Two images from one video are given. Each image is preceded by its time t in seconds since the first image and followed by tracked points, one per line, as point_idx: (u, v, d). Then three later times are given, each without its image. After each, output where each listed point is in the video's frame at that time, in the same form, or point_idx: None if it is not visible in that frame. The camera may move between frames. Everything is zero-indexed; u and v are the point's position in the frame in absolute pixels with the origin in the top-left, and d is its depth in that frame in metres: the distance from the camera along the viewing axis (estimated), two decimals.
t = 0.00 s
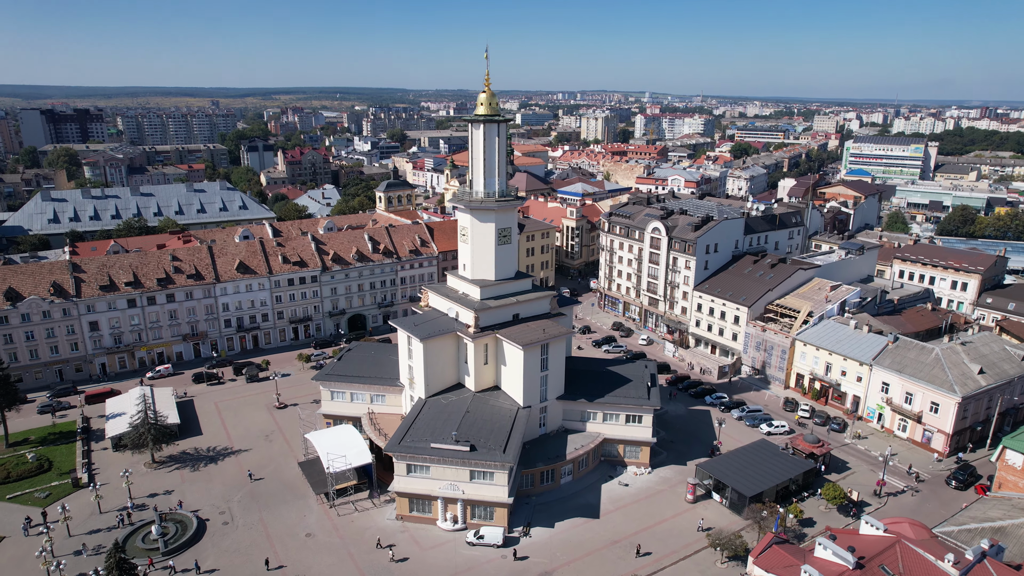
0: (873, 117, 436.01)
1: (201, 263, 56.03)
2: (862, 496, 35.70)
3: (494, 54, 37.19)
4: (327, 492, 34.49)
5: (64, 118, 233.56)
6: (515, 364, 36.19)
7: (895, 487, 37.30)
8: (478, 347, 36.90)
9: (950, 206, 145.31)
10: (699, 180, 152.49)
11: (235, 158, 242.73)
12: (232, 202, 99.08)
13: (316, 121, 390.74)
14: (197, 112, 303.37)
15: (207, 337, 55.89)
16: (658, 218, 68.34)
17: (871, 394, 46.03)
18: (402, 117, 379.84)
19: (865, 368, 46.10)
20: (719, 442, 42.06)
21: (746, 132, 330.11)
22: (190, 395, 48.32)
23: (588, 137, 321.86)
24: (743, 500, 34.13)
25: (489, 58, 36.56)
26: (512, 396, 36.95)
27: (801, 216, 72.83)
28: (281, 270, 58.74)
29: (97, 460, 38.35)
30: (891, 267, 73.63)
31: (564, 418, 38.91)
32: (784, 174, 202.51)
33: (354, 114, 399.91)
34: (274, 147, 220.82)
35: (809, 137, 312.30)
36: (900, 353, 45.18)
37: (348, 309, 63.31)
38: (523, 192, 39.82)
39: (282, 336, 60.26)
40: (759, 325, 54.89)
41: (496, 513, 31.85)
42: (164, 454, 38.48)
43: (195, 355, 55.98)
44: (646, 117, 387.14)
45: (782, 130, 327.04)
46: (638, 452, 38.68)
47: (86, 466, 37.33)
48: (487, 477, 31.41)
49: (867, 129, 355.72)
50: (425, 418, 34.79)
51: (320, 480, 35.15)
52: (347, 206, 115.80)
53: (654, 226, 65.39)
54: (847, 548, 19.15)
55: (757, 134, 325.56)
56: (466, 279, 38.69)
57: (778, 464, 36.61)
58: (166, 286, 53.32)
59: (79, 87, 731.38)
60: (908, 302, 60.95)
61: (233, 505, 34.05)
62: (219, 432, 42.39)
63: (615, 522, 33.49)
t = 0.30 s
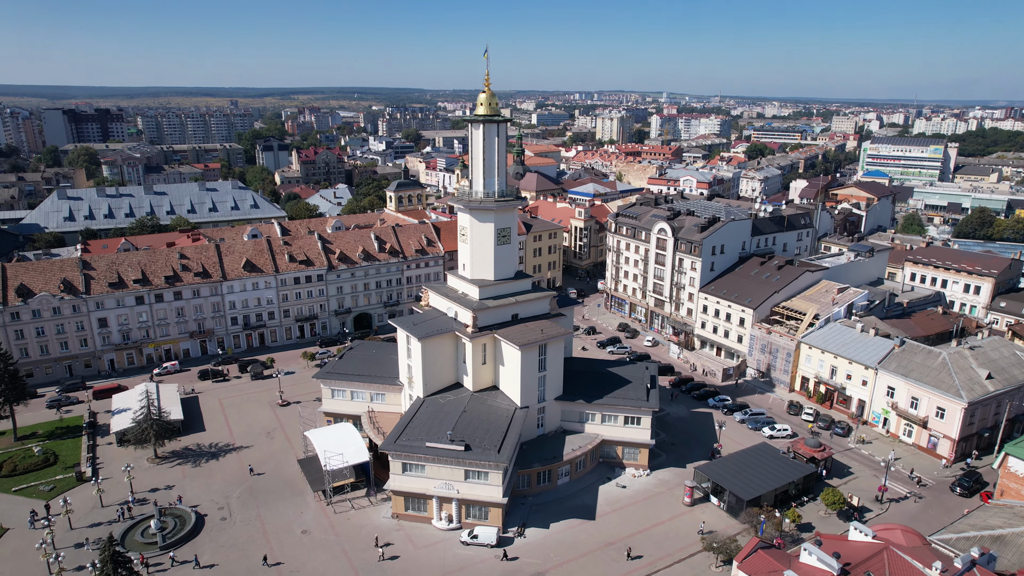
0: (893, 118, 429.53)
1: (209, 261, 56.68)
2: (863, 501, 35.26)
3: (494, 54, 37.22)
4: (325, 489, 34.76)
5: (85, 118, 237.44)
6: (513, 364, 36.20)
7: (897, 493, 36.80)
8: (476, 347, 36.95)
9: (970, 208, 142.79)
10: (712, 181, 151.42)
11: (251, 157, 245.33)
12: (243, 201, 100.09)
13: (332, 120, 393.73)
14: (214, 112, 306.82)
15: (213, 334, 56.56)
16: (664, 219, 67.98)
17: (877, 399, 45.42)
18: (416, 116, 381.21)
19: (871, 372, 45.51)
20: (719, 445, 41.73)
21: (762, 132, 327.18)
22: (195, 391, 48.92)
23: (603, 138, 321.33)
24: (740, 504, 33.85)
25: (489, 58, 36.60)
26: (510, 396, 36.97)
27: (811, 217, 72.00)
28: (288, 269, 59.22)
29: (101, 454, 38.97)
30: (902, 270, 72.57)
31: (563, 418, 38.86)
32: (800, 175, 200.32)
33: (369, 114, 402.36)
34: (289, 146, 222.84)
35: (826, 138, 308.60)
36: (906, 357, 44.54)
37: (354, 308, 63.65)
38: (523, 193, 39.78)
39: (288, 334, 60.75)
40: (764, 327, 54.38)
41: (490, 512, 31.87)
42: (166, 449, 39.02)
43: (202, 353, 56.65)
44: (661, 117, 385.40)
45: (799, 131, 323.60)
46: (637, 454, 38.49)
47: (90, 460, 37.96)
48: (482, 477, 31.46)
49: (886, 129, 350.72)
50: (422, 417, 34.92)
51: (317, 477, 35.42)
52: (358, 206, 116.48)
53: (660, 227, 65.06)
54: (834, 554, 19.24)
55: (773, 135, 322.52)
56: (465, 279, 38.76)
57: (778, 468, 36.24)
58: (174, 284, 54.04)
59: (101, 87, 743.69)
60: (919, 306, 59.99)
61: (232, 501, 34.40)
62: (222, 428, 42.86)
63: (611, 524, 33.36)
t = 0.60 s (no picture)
0: (913, 119, 423.05)
1: (216, 260, 57.33)
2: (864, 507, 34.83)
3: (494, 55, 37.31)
4: (322, 487, 35.05)
5: (106, 117, 240.97)
6: (510, 364, 36.23)
7: (899, 499, 36.30)
8: (474, 347, 37.03)
9: (989, 210, 140.16)
10: (724, 182, 150.11)
11: (267, 157, 247.57)
12: (255, 200, 101.03)
13: (348, 120, 396.34)
14: (231, 112, 309.99)
15: (220, 331, 57.19)
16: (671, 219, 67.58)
17: (882, 403, 44.83)
18: (430, 116, 382.30)
19: (876, 376, 44.93)
20: (720, 448, 41.41)
21: (778, 133, 323.92)
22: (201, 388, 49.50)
23: (618, 138, 320.29)
24: (737, 508, 33.58)
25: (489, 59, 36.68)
26: (508, 395, 37.02)
27: (820, 219, 71.23)
28: (294, 268, 59.71)
29: (106, 449, 39.56)
30: (914, 273, 71.47)
31: (561, 419, 38.81)
32: (815, 176, 198.12)
33: (385, 114, 404.28)
34: (303, 146, 224.59)
35: (843, 138, 304.77)
36: (912, 361, 43.92)
37: (360, 307, 63.99)
38: (523, 193, 39.78)
39: (294, 332, 61.25)
40: (769, 330, 53.85)
41: (485, 512, 31.91)
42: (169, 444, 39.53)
43: (208, 350, 57.30)
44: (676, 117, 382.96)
45: (817, 131, 320.08)
46: (635, 456, 38.32)
47: (95, 455, 38.55)
48: (477, 477, 31.53)
49: (906, 130, 345.45)
50: (420, 416, 35.07)
51: (315, 475, 35.72)
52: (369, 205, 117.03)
53: (666, 228, 64.70)
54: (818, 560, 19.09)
55: (790, 136, 319.25)
56: (464, 279, 38.85)
57: (777, 472, 35.89)
58: (181, 282, 54.74)
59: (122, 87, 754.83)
60: (929, 309, 59.03)
61: (231, 498, 34.76)
62: (225, 425, 43.36)
63: (606, 525, 33.27)
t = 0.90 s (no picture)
0: (934, 119, 415.92)
1: (223, 258, 57.97)
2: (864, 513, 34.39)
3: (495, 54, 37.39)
4: (320, 484, 35.31)
5: (126, 117, 244.61)
6: (508, 364, 36.24)
7: (901, 505, 35.79)
8: (473, 346, 37.10)
9: (1010, 212, 137.58)
10: (737, 183, 148.92)
11: (283, 157, 249.84)
12: (266, 199, 101.85)
13: (364, 120, 398.82)
14: (247, 112, 313.39)
15: (227, 329, 57.85)
16: (678, 220, 67.18)
17: (887, 407, 44.22)
18: (444, 116, 383.36)
19: (881, 380, 44.33)
20: (720, 451, 41.09)
21: (795, 133, 320.65)
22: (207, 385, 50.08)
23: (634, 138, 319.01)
24: (735, 511, 33.30)
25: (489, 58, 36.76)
26: (506, 395, 37.04)
27: (829, 220, 70.44)
28: (300, 266, 60.20)
29: (111, 444, 40.16)
30: (926, 275, 70.39)
31: (560, 419, 38.74)
32: (831, 177, 195.78)
33: (400, 114, 406.23)
34: (318, 146, 226.29)
35: (862, 139, 300.90)
36: (918, 365, 43.29)
37: (366, 306, 64.30)
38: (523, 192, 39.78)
39: (300, 331, 61.75)
40: (775, 332, 53.30)
41: (480, 512, 31.95)
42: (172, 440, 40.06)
43: (215, 347, 57.98)
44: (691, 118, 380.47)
45: (834, 132, 316.49)
46: (634, 457, 38.15)
47: (99, 449, 39.16)
48: (472, 476, 31.59)
49: (926, 131, 340.19)
50: (417, 415, 35.22)
51: (314, 472, 35.98)
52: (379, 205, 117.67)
53: (672, 229, 64.33)
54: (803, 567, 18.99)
55: (807, 137, 315.95)
56: (464, 278, 38.94)
57: (777, 475, 35.54)
58: (189, 279, 55.45)
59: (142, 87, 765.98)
60: (940, 312, 58.10)
61: (231, 494, 35.15)
62: (228, 421, 43.85)
63: (602, 527, 33.15)
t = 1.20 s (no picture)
0: (956, 120, 409.08)
1: (230, 256, 58.62)
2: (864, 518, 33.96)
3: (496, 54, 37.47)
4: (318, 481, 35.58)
5: (146, 117, 248.27)
6: (506, 364, 36.24)
7: (903, 511, 35.30)
8: (471, 346, 37.16)
9: None
10: (751, 184, 147.59)
11: (298, 156, 252.02)
12: (277, 198, 102.68)
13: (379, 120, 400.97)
14: (264, 112, 316.67)
15: (233, 326, 58.46)
16: (685, 221, 66.74)
17: (892, 412, 43.63)
18: (458, 116, 384.17)
19: (886, 384, 43.75)
20: (721, 454, 40.76)
21: (813, 134, 316.91)
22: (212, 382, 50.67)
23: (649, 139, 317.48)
24: (731, 514, 33.02)
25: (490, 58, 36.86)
26: (504, 395, 37.07)
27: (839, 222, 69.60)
28: (307, 265, 60.68)
29: (116, 438, 40.81)
30: (938, 278, 69.29)
31: (558, 420, 38.69)
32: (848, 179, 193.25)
33: (415, 114, 407.94)
34: (333, 146, 227.87)
35: (881, 140, 296.66)
36: (924, 369, 42.65)
37: (372, 305, 64.63)
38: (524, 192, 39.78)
39: (307, 329, 62.26)
40: (780, 335, 52.78)
41: (475, 511, 32.01)
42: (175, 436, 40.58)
43: (222, 344, 58.62)
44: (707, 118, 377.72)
45: (853, 134, 312.28)
46: (632, 459, 37.98)
47: (104, 444, 39.80)
48: (466, 475, 31.64)
49: (947, 132, 334.50)
50: (415, 414, 35.36)
51: (312, 469, 36.27)
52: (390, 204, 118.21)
53: (679, 230, 63.97)
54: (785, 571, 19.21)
55: (824, 138, 312.15)
56: (464, 278, 39.03)
57: (776, 479, 35.20)
58: (196, 277, 56.12)
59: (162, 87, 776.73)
60: (951, 316, 57.17)
61: (230, 489, 35.52)
62: (231, 418, 44.34)
63: (597, 528, 33.05)
